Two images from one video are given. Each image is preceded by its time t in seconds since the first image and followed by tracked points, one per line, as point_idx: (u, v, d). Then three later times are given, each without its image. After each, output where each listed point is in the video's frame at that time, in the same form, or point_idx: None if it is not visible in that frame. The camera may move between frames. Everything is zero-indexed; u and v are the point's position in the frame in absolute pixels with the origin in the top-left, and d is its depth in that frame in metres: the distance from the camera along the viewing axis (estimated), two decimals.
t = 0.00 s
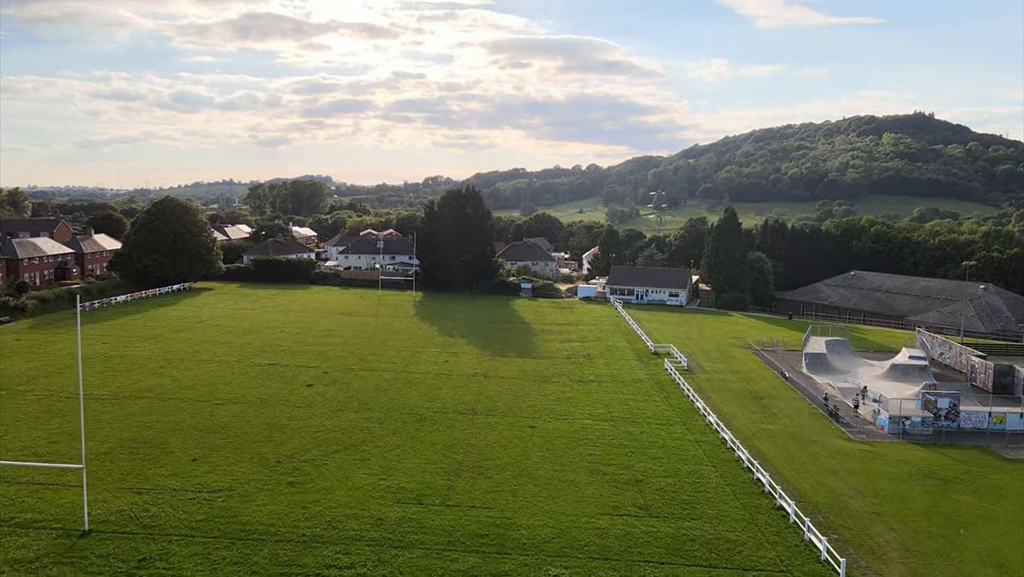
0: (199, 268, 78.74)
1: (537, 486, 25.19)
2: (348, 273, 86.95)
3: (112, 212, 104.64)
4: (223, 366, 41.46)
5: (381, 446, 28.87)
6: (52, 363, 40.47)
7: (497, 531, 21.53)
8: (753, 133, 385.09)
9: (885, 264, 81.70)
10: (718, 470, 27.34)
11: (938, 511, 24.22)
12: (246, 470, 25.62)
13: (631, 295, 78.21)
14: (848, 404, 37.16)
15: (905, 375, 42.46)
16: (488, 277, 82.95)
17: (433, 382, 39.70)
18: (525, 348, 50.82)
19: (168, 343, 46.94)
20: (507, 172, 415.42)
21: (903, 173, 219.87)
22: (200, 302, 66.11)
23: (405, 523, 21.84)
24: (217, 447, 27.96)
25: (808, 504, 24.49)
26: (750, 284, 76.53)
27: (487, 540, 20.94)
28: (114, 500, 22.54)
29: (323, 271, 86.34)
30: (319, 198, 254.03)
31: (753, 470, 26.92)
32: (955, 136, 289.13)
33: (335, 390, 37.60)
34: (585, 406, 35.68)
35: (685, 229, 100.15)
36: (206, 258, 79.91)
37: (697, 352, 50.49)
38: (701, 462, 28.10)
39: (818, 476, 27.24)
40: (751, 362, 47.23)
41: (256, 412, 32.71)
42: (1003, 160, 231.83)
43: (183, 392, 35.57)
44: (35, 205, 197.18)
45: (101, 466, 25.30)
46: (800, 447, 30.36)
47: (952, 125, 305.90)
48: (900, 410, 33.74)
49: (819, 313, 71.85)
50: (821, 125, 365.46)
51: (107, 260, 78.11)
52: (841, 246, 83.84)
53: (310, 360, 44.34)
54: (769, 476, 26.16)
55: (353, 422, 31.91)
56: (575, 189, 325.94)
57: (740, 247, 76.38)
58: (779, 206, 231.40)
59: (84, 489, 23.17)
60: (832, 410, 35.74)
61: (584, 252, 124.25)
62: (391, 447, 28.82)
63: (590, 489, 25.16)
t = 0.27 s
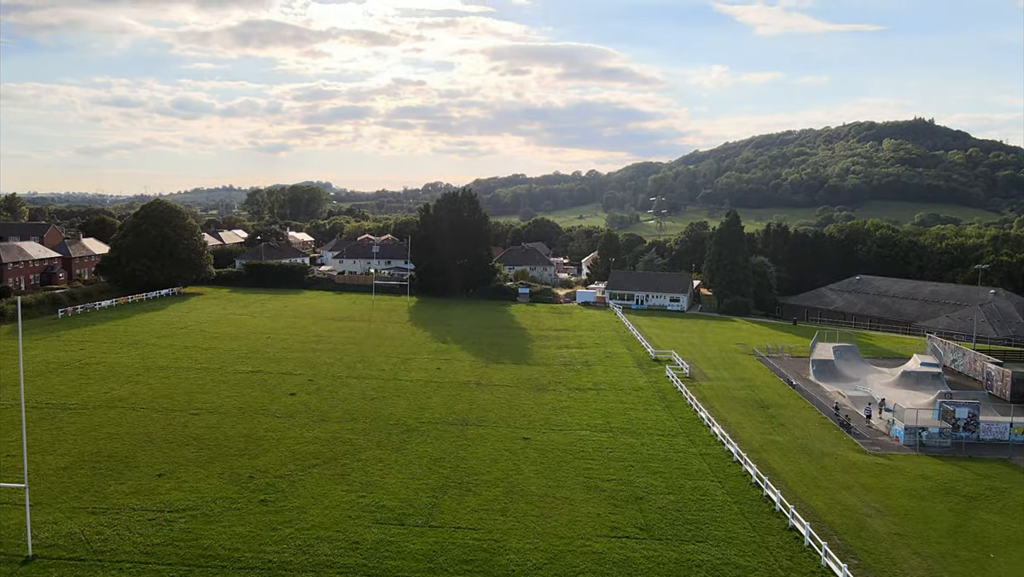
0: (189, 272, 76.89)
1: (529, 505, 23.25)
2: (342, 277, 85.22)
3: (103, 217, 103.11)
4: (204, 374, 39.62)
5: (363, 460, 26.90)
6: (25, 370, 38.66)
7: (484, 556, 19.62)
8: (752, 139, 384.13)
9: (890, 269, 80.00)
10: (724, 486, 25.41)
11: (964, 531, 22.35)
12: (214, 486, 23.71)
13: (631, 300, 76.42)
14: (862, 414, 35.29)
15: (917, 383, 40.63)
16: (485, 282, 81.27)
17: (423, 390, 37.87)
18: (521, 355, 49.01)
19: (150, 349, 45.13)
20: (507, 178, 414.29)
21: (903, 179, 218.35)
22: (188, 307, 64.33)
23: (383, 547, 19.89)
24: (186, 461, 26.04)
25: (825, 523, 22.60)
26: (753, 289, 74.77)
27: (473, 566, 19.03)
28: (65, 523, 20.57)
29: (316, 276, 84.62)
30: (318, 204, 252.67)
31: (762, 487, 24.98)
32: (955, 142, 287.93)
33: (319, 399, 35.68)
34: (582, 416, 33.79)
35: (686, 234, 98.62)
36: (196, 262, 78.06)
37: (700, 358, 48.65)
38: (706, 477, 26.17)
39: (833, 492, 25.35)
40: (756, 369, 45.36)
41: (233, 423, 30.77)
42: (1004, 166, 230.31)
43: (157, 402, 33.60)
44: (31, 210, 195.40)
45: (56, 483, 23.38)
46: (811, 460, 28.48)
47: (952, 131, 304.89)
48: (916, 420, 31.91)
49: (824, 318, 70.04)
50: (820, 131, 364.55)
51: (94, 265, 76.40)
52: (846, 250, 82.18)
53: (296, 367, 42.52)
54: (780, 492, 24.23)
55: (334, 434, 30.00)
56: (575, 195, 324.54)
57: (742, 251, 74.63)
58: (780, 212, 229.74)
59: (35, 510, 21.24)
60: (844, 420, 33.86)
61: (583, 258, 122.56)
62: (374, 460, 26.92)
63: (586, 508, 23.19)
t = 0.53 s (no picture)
0: (179, 271, 74.99)
1: (519, 519, 21.40)
2: (336, 276, 83.40)
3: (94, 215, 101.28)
4: (182, 375, 37.75)
5: (342, 469, 25.04)
6: None
7: None
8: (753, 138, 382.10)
9: (896, 268, 78.20)
10: (731, 497, 23.51)
11: (993, 549, 20.52)
12: (178, 498, 21.85)
13: (631, 299, 74.60)
14: (874, 419, 33.45)
15: (930, 385, 38.72)
16: (481, 281, 79.41)
17: (412, 393, 36.04)
18: (516, 356, 47.18)
19: (129, 350, 43.29)
20: (506, 178, 412.52)
21: (905, 178, 216.37)
22: (174, 306, 62.44)
23: (356, 568, 18.07)
24: (151, 470, 24.18)
25: (841, 538, 20.76)
26: (756, 288, 72.96)
27: None
28: (8, 541, 18.74)
29: (309, 275, 82.79)
30: (316, 203, 250.80)
31: (773, 499, 23.09)
32: (956, 142, 285.78)
33: (301, 402, 33.78)
34: (578, 421, 31.90)
35: (687, 232, 96.71)
36: (185, 261, 75.93)
37: (702, 359, 46.83)
38: (710, 487, 24.29)
39: (848, 503, 23.52)
40: (761, 371, 43.48)
41: (207, 429, 28.91)
42: (1006, 165, 228.23)
43: (128, 406, 31.68)
44: (27, 209, 193.42)
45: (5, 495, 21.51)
46: (822, 469, 26.61)
47: (952, 132, 302.89)
48: (933, 425, 30.09)
49: (829, 318, 68.22)
50: (821, 131, 362.43)
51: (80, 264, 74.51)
52: (850, 249, 80.41)
53: (280, 369, 40.67)
54: (792, 505, 22.36)
55: (314, 440, 28.13)
56: (575, 195, 322.53)
57: (745, 249, 72.80)
58: (780, 211, 227.74)
59: None
60: (856, 425, 32.01)
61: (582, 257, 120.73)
62: (354, 469, 25.06)
63: (582, 523, 21.33)
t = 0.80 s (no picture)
0: (166, 270, 72.98)
1: (506, 536, 19.52)
2: (329, 275, 81.54)
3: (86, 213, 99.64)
4: (159, 377, 35.87)
5: (318, 479, 23.19)
6: None
7: None
8: (753, 138, 380.11)
9: (903, 266, 76.35)
10: (738, 511, 21.60)
11: None
12: (134, 513, 19.95)
13: (631, 298, 72.74)
14: (887, 424, 31.50)
15: (944, 388, 36.63)
16: (477, 280, 77.76)
17: (399, 396, 34.16)
18: (511, 357, 45.29)
19: (106, 350, 41.45)
20: (506, 178, 411.13)
21: (907, 177, 214.53)
22: (160, 305, 60.59)
23: None
24: (110, 481, 22.31)
25: (860, 558, 18.84)
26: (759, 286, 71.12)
27: None
28: None
29: (302, 273, 80.95)
30: (314, 202, 249.28)
31: (784, 512, 21.18)
32: (957, 142, 283.72)
33: (281, 405, 31.88)
34: (575, 426, 29.99)
35: (687, 230, 94.83)
36: (174, 260, 73.68)
37: (705, 360, 44.95)
38: (716, 500, 22.37)
39: (865, 518, 21.60)
40: (766, 372, 41.56)
41: (177, 434, 27.05)
42: (1009, 164, 226.13)
43: (95, 410, 29.75)
44: (25, 208, 192.33)
45: None
46: (836, 478, 24.68)
47: (953, 131, 300.87)
48: (951, 431, 28.13)
49: (834, 317, 66.36)
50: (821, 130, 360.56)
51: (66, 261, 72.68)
52: (856, 246, 78.60)
53: (263, 370, 38.78)
54: (805, 520, 20.43)
55: (290, 446, 26.23)
56: (575, 195, 320.98)
57: (748, 246, 70.93)
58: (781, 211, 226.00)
59: None
60: (869, 431, 30.06)
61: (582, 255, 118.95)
62: (330, 480, 23.17)
63: (575, 540, 19.46)
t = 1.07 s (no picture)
0: (154, 269, 71.06)
1: (491, 557, 17.62)
2: (321, 274, 79.69)
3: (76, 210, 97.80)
4: (132, 379, 33.99)
5: (289, 491, 21.29)
6: None
7: None
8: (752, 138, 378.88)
9: (908, 264, 74.55)
10: (746, 527, 19.73)
11: None
12: (80, 531, 18.07)
13: (630, 297, 70.94)
14: (902, 429, 29.64)
15: (960, 391, 34.78)
16: (472, 278, 76.03)
17: (385, 399, 32.30)
18: (505, 357, 43.45)
19: (81, 350, 39.61)
20: (506, 177, 409.40)
21: (908, 176, 212.73)
22: (144, 304, 58.74)
23: None
24: (60, 494, 20.41)
25: None
26: (762, 284, 69.29)
27: None
28: None
29: (294, 272, 79.11)
30: (312, 202, 247.44)
31: (796, 528, 19.32)
32: (958, 141, 281.84)
33: (258, 409, 29.98)
34: (569, 431, 28.11)
35: (687, 229, 92.51)
36: (161, 258, 71.66)
37: (707, 361, 43.10)
38: (722, 514, 20.50)
39: (885, 533, 19.78)
40: (772, 374, 39.69)
41: (142, 441, 25.14)
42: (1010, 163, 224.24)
43: (57, 415, 27.86)
44: (20, 207, 190.84)
45: None
46: (851, 489, 22.82)
47: (954, 131, 299.02)
48: (972, 437, 26.27)
49: (839, 316, 64.54)
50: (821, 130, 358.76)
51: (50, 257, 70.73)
52: (860, 244, 76.81)
53: (243, 371, 36.91)
54: (821, 538, 18.57)
55: (262, 454, 24.31)
56: (575, 195, 319.24)
57: (750, 244, 69.08)
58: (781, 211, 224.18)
59: None
60: (883, 437, 28.19)
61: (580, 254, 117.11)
62: (302, 492, 21.26)
63: (566, 561, 17.62)
